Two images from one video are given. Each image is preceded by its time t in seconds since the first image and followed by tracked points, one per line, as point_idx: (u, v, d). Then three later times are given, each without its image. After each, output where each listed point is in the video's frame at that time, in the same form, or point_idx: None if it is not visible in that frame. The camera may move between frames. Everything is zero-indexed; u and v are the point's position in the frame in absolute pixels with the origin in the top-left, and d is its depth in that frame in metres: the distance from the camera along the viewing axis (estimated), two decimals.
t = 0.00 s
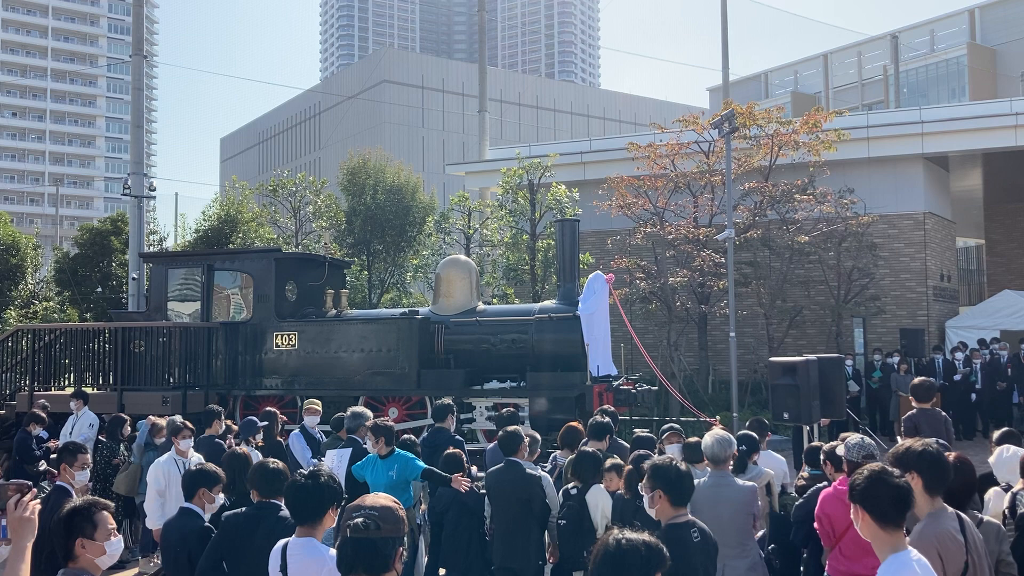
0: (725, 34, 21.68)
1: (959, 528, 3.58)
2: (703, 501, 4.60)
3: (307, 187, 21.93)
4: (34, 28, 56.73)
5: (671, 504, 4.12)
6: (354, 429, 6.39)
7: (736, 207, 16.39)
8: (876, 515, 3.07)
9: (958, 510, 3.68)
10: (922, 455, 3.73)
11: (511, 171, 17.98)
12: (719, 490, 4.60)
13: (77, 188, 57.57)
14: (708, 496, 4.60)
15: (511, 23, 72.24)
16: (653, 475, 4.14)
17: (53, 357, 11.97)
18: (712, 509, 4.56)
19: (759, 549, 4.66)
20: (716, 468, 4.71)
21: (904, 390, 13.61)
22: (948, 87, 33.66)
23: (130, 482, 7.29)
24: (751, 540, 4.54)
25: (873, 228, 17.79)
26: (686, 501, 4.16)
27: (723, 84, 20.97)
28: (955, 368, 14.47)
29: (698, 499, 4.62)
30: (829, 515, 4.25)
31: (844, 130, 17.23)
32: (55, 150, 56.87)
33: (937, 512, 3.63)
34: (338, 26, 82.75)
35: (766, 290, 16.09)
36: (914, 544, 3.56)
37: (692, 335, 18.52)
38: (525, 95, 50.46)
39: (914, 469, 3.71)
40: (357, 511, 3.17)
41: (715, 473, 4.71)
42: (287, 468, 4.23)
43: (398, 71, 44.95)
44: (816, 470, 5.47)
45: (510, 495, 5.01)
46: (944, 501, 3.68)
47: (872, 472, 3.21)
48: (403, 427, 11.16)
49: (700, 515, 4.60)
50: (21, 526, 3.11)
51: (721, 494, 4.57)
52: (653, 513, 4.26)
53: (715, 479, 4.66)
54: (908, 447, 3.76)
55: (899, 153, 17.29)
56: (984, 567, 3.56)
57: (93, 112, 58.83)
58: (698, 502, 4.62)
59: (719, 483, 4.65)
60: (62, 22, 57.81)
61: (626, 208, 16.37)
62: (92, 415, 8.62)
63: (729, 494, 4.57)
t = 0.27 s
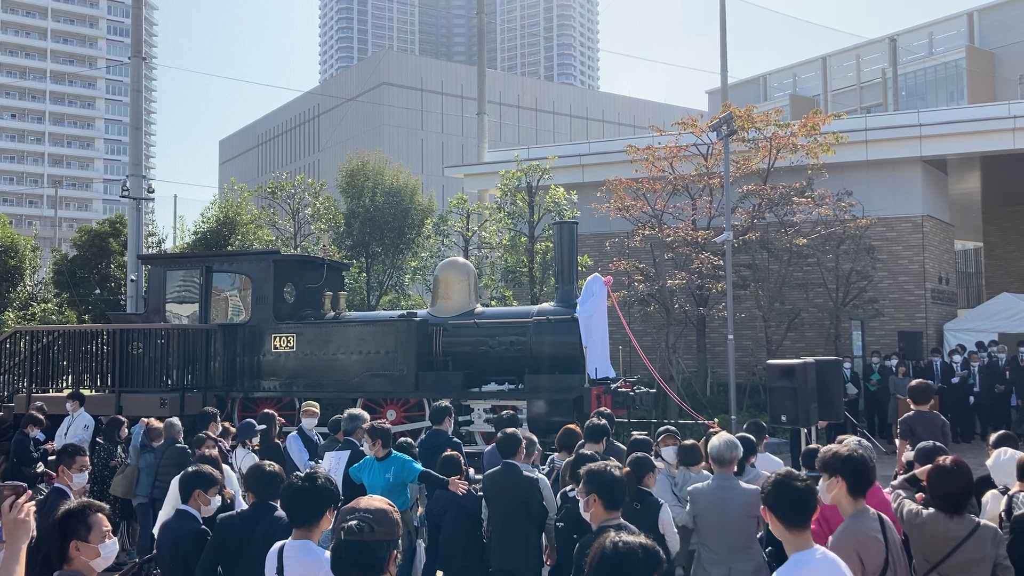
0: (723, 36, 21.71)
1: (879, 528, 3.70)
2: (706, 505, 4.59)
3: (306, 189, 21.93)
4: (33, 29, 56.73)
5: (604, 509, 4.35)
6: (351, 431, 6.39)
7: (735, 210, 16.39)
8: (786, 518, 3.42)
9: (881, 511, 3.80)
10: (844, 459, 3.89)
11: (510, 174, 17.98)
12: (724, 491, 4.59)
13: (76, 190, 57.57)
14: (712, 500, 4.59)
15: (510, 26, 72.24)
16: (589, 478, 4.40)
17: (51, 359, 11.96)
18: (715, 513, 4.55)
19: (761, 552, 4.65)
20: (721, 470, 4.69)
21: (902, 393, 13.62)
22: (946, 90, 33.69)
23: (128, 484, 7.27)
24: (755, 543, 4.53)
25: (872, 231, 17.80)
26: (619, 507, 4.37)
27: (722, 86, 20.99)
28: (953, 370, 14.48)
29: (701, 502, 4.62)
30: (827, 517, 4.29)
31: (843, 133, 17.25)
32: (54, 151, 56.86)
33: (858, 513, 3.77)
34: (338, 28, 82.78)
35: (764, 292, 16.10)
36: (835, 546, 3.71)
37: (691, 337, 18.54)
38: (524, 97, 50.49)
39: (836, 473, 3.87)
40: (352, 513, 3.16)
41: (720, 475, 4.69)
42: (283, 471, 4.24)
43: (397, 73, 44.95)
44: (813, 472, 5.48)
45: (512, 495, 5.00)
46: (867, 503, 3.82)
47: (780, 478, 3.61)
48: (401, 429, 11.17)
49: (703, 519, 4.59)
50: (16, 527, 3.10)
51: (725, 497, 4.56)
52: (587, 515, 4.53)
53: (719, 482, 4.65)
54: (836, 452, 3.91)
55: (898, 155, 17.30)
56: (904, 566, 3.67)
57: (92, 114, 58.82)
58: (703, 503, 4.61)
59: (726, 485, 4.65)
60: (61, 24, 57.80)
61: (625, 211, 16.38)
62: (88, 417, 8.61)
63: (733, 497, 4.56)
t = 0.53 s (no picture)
0: (722, 39, 21.74)
1: (809, 520, 3.76)
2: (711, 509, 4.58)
3: (304, 192, 21.93)
4: (32, 31, 56.74)
5: (544, 498, 4.61)
6: (347, 433, 6.40)
7: (733, 212, 16.40)
8: (705, 510, 3.37)
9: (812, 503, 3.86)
10: (776, 453, 3.92)
11: (508, 176, 17.98)
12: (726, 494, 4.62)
13: (75, 192, 57.57)
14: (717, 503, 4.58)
15: (509, 28, 72.25)
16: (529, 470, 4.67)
17: (48, 361, 11.94)
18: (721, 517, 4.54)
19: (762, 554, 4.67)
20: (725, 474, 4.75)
21: (900, 395, 13.62)
22: (945, 92, 33.73)
23: (125, 485, 7.25)
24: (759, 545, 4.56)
25: (870, 234, 17.81)
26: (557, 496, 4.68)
27: (720, 88, 21.00)
28: (951, 372, 14.50)
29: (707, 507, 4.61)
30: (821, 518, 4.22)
31: (841, 135, 17.26)
32: (53, 153, 56.88)
33: (789, 507, 3.82)
34: (337, 30, 82.77)
35: (762, 295, 16.12)
36: (764, 538, 3.77)
37: (689, 339, 18.55)
38: (523, 99, 50.50)
39: (770, 469, 3.90)
40: (346, 515, 3.16)
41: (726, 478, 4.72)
42: (276, 473, 4.24)
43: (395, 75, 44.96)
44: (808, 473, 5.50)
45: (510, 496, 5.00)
46: (799, 496, 3.87)
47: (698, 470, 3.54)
48: (399, 432, 11.16)
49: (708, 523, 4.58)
50: (9, 530, 3.09)
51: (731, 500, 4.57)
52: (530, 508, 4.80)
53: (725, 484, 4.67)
54: (768, 446, 3.93)
55: (896, 158, 17.32)
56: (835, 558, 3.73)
57: (91, 116, 58.83)
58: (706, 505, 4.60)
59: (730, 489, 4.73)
60: (60, 26, 57.82)
61: (623, 213, 16.39)
62: (83, 417, 8.60)
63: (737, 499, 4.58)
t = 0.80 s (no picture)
0: (720, 41, 21.76)
1: (735, 520, 3.93)
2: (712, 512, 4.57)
3: (302, 193, 21.89)
4: (30, 33, 56.74)
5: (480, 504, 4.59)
6: (342, 436, 6.40)
7: (731, 214, 16.40)
8: (648, 506, 3.46)
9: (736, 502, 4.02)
10: (705, 458, 3.96)
11: (506, 178, 17.98)
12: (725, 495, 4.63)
13: (73, 194, 57.53)
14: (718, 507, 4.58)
15: (508, 30, 72.27)
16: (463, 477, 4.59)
17: (45, 363, 11.92)
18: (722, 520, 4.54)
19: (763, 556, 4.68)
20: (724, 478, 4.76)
21: (898, 397, 13.63)
22: (942, 94, 33.78)
23: (121, 487, 7.23)
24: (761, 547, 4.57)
25: (868, 235, 17.83)
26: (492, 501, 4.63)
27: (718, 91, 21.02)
28: (949, 374, 14.51)
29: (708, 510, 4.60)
30: (818, 520, 4.22)
31: (839, 137, 17.27)
32: (51, 155, 56.86)
33: (716, 508, 3.95)
34: (335, 32, 82.73)
35: (760, 297, 16.13)
36: (692, 538, 3.91)
37: (687, 341, 18.56)
38: (521, 101, 50.52)
39: (697, 474, 3.96)
40: (341, 519, 3.15)
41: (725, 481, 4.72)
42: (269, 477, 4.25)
43: (394, 77, 44.95)
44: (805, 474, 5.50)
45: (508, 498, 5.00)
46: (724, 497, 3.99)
47: (639, 471, 3.60)
48: (397, 434, 11.15)
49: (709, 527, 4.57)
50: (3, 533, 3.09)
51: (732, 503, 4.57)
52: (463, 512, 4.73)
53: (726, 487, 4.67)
54: (694, 451, 3.98)
55: (894, 160, 17.33)
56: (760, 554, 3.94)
57: (89, 118, 58.78)
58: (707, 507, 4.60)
59: (731, 490, 4.77)
60: (58, 28, 57.84)
61: (621, 215, 16.39)
62: (79, 419, 8.59)
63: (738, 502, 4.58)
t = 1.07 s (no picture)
0: (717, 43, 21.79)
1: (675, 510, 4.06)
2: (710, 516, 4.57)
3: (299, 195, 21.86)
4: (27, 35, 56.69)
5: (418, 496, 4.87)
6: (336, 437, 6.38)
7: (728, 216, 16.41)
8: (591, 495, 3.87)
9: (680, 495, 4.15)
10: (645, 449, 4.18)
11: (504, 180, 17.99)
12: (727, 498, 4.60)
13: (69, 195, 57.45)
14: (715, 509, 4.57)
15: (505, 32, 72.35)
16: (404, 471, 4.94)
17: (42, 365, 11.90)
18: (720, 523, 4.54)
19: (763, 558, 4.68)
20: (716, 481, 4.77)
21: (895, 399, 13.63)
22: (938, 96, 33.88)
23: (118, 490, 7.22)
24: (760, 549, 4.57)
25: (864, 237, 17.85)
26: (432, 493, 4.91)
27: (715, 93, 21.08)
28: (946, 376, 14.53)
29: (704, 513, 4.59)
30: (815, 523, 4.24)
31: (836, 138, 17.29)
32: (48, 157, 56.78)
33: (658, 498, 4.11)
34: (332, 34, 82.73)
35: (757, 298, 16.13)
36: (634, 527, 4.03)
37: (684, 343, 18.56)
38: (518, 103, 50.56)
39: (640, 464, 4.17)
40: (339, 521, 3.14)
41: (719, 484, 4.71)
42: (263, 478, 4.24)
43: (391, 78, 44.96)
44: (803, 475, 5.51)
45: (506, 497, 5.01)
46: (666, 488, 4.14)
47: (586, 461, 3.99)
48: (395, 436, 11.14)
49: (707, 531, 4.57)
50: None
51: (729, 506, 4.57)
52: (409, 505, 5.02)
53: (721, 489, 4.67)
54: (636, 443, 4.21)
55: (890, 161, 17.35)
56: (699, 547, 4.01)
57: (86, 120, 58.71)
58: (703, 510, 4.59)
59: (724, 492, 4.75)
60: (54, 30, 57.82)
61: (618, 217, 16.40)
62: (76, 423, 8.57)
63: (734, 505, 4.58)
